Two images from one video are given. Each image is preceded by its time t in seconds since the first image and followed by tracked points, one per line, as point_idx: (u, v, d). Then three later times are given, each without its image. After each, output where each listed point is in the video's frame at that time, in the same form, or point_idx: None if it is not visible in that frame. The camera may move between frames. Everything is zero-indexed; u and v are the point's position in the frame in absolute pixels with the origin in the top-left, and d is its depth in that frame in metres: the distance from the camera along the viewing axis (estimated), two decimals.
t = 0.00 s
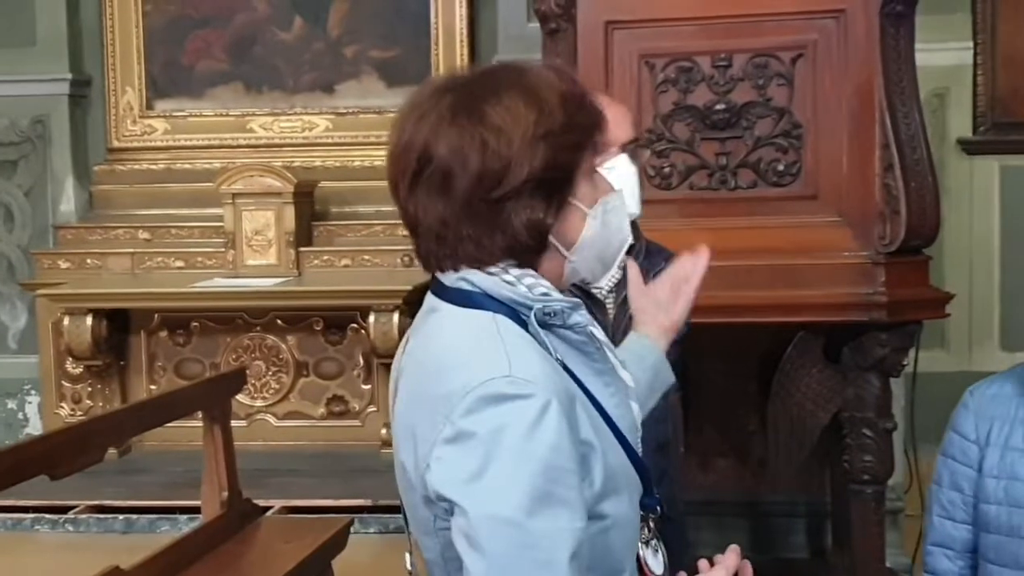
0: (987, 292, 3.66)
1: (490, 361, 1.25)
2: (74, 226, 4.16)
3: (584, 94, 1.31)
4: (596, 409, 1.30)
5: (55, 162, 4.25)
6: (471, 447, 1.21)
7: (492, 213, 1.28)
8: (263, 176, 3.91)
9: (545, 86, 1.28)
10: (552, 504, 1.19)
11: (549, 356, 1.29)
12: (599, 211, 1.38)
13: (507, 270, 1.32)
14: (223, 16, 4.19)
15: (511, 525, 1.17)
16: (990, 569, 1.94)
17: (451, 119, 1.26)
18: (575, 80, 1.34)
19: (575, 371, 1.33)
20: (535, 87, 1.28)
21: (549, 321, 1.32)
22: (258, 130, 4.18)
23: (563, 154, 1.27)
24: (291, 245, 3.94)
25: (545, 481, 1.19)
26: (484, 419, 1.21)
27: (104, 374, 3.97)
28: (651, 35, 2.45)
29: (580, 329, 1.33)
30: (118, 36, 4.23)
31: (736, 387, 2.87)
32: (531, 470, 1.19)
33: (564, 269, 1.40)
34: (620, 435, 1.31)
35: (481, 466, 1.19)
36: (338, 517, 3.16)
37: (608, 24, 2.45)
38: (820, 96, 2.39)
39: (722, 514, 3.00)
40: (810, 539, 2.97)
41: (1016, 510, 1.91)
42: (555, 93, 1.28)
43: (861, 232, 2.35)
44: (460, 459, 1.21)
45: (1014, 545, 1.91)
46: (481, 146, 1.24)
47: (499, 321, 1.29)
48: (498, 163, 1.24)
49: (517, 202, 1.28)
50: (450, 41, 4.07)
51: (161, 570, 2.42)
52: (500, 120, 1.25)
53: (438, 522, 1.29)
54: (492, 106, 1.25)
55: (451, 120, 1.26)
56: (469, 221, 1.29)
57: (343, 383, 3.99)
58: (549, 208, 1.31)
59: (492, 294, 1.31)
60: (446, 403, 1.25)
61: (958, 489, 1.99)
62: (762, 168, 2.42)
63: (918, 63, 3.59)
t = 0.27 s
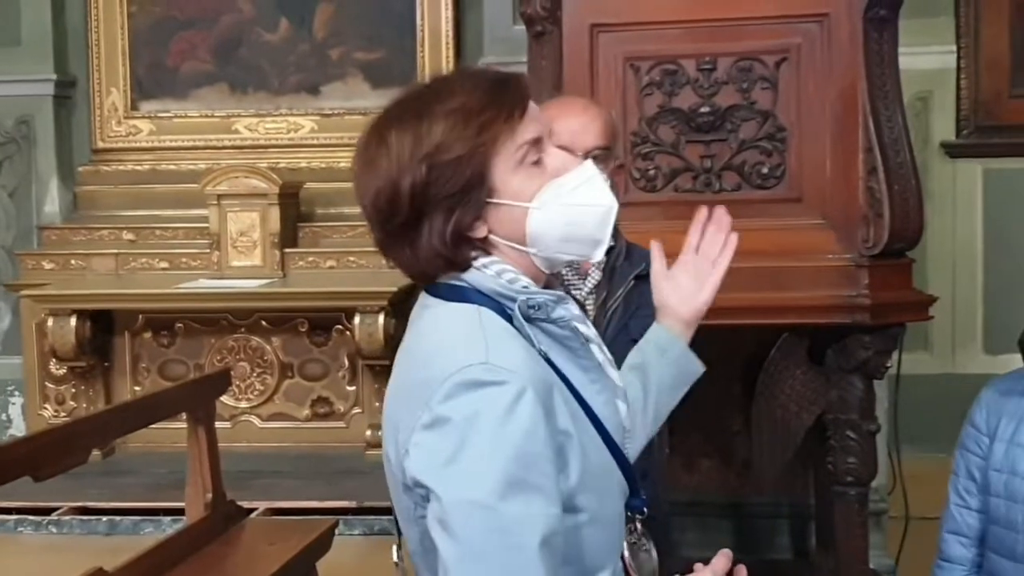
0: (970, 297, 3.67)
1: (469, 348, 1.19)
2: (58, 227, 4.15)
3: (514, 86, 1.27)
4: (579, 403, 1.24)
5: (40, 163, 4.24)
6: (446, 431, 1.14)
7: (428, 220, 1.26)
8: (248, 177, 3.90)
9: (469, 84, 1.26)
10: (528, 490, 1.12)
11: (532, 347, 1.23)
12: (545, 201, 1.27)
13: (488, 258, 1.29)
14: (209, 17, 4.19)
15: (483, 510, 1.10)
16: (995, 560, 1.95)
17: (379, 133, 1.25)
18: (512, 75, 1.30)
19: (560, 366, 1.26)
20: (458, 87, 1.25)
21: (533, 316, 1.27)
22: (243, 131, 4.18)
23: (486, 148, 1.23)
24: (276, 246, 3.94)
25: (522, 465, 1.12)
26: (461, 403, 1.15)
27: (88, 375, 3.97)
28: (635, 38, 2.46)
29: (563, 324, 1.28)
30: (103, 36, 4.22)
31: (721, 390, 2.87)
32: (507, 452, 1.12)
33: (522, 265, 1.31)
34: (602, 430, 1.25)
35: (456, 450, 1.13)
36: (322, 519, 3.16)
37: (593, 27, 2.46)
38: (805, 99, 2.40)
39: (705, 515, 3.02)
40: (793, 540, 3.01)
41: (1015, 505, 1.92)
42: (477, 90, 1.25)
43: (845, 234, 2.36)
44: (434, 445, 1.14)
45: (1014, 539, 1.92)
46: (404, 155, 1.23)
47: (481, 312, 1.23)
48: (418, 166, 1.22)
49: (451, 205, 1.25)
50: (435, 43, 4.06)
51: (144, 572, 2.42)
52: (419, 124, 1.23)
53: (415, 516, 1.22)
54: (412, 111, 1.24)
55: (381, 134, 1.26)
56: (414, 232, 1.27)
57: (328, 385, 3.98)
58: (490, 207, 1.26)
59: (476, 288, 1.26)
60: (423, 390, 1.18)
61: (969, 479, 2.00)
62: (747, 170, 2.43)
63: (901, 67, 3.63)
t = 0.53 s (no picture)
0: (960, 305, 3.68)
1: (438, 348, 1.24)
2: (48, 232, 4.15)
3: (528, 102, 1.31)
4: (552, 406, 1.27)
5: (30, 168, 4.22)
6: (405, 427, 1.20)
7: (422, 221, 1.30)
8: (239, 183, 3.89)
9: (480, 96, 1.30)
10: (477, 488, 1.17)
11: (507, 351, 1.27)
12: (536, 215, 1.29)
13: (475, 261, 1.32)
14: (200, 23, 4.19)
15: (433, 505, 1.16)
16: (988, 557, 1.88)
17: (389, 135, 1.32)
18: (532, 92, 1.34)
19: (542, 370, 1.29)
20: (469, 98, 1.30)
21: (513, 319, 1.29)
22: (234, 137, 4.18)
23: (482, 157, 1.27)
24: (267, 251, 3.95)
25: (472, 464, 1.17)
26: (421, 401, 1.20)
27: (79, 381, 3.96)
28: (627, 44, 2.47)
29: (544, 329, 1.31)
30: (94, 42, 4.22)
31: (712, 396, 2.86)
32: (458, 451, 1.17)
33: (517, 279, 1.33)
34: (577, 433, 1.28)
35: (411, 446, 1.19)
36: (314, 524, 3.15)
37: (585, 33, 2.47)
38: (795, 106, 2.40)
39: (696, 521, 3.02)
40: (785, 546, 3.01)
41: (1005, 503, 1.84)
42: (485, 101, 1.29)
43: (836, 240, 2.36)
44: (395, 439, 1.20)
45: (1004, 535, 1.85)
46: (404, 157, 1.28)
47: (461, 316, 1.28)
48: (412, 169, 1.27)
49: (444, 209, 1.29)
50: (427, 49, 4.07)
51: None
52: (422, 129, 1.28)
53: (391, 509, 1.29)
54: (419, 117, 1.29)
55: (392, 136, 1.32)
56: (407, 229, 1.32)
57: (319, 391, 3.98)
58: (482, 213, 1.30)
59: (461, 290, 1.30)
60: (392, 388, 1.24)
61: (965, 475, 1.92)
62: (737, 177, 2.43)
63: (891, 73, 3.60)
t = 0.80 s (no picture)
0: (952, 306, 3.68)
1: (423, 347, 1.33)
2: (40, 235, 4.15)
3: (590, 138, 1.40)
4: (536, 409, 1.34)
5: (22, 171, 4.22)
6: (383, 418, 1.29)
7: (453, 200, 1.45)
8: (231, 186, 3.89)
9: (549, 116, 1.40)
10: (441, 483, 1.26)
11: (493, 356, 1.34)
12: (542, 246, 1.39)
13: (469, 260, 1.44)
14: (192, 26, 4.18)
15: (397, 495, 1.25)
16: (954, 546, 2.23)
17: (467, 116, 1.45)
18: (602, 130, 1.43)
19: (531, 376, 1.37)
20: (538, 114, 1.41)
21: (505, 324, 1.39)
22: (226, 140, 4.17)
23: (518, 175, 1.39)
24: (259, 254, 3.94)
25: (437, 459, 1.26)
26: (399, 395, 1.29)
27: (71, 385, 3.96)
28: (619, 47, 2.47)
29: (531, 334, 1.39)
30: (86, 45, 4.22)
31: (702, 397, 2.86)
32: (425, 446, 1.26)
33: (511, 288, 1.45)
34: (559, 437, 1.34)
35: (384, 438, 1.28)
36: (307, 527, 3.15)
37: (578, 36, 2.47)
38: (787, 108, 2.41)
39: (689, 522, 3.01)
40: (778, 547, 3.00)
41: (971, 496, 2.19)
42: (550, 127, 1.39)
43: (828, 242, 2.37)
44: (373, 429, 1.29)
45: (970, 527, 2.19)
46: (462, 141, 1.42)
47: (454, 314, 1.38)
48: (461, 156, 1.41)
49: (472, 202, 1.43)
50: (419, 52, 4.07)
51: None
52: (483, 123, 1.41)
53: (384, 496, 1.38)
54: (492, 109, 1.41)
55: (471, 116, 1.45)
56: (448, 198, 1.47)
57: (312, 394, 3.97)
58: (500, 221, 1.43)
59: (458, 291, 1.41)
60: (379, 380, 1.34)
61: (933, 470, 2.30)
62: (730, 179, 2.43)
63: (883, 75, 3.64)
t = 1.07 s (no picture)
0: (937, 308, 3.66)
1: (413, 344, 1.33)
2: (25, 237, 4.14)
3: (571, 131, 1.40)
4: (522, 413, 1.32)
5: (6, 173, 4.18)
6: (366, 411, 1.29)
7: (444, 204, 1.46)
8: (215, 187, 3.88)
9: (529, 110, 1.41)
10: (413, 477, 1.25)
11: (483, 356, 1.33)
12: (527, 241, 1.39)
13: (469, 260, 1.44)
14: (177, 26, 4.17)
15: (370, 485, 1.25)
16: (898, 545, 2.05)
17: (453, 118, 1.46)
18: (583, 123, 1.42)
19: (521, 379, 1.34)
20: (518, 110, 1.41)
21: (497, 326, 1.37)
22: (211, 140, 4.16)
23: (502, 172, 1.39)
24: (245, 255, 3.92)
25: (411, 451, 1.25)
26: (383, 387, 1.29)
27: (56, 387, 3.95)
28: (606, 47, 2.47)
29: (525, 337, 1.37)
30: (70, 46, 4.21)
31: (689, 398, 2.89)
32: (400, 438, 1.25)
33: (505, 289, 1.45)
34: (544, 442, 1.32)
35: (364, 429, 1.28)
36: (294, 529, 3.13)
37: (565, 36, 2.47)
38: (773, 109, 2.41)
39: (677, 523, 3.01)
40: (766, 547, 2.99)
41: (917, 493, 2.01)
42: (530, 121, 1.39)
43: (814, 243, 2.38)
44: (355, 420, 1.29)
45: (915, 523, 2.01)
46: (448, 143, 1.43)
47: (449, 313, 1.38)
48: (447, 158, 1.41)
49: (461, 203, 1.44)
50: (405, 53, 4.06)
51: None
52: (467, 124, 1.41)
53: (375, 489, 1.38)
54: (475, 110, 1.42)
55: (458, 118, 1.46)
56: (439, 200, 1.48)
57: (298, 396, 3.97)
58: (489, 220, 1.44)
59: (459, 290, 1.41)
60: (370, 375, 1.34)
61: (874, 469, 2.10)
62: (717, 179, 2.43)
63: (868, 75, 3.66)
